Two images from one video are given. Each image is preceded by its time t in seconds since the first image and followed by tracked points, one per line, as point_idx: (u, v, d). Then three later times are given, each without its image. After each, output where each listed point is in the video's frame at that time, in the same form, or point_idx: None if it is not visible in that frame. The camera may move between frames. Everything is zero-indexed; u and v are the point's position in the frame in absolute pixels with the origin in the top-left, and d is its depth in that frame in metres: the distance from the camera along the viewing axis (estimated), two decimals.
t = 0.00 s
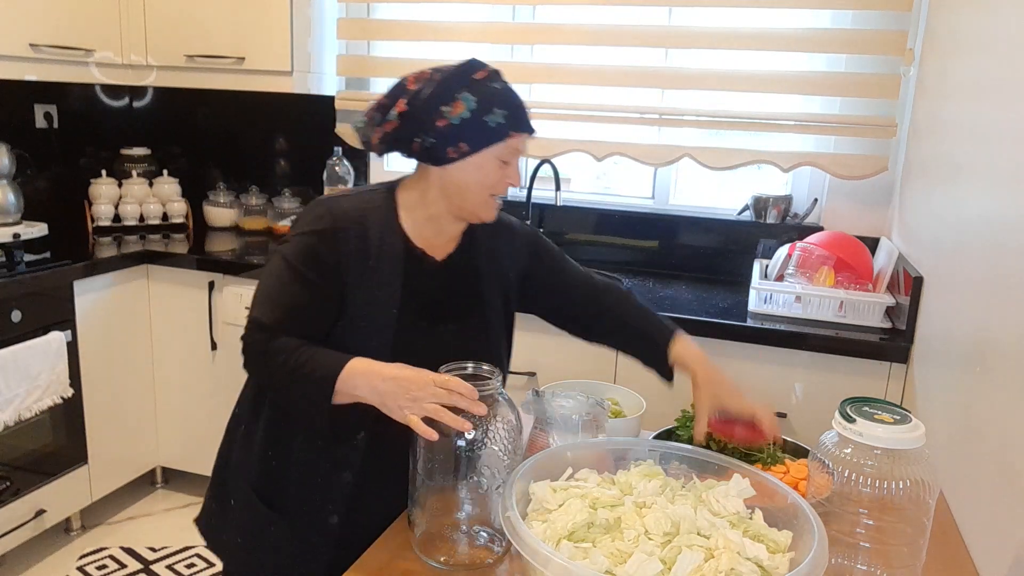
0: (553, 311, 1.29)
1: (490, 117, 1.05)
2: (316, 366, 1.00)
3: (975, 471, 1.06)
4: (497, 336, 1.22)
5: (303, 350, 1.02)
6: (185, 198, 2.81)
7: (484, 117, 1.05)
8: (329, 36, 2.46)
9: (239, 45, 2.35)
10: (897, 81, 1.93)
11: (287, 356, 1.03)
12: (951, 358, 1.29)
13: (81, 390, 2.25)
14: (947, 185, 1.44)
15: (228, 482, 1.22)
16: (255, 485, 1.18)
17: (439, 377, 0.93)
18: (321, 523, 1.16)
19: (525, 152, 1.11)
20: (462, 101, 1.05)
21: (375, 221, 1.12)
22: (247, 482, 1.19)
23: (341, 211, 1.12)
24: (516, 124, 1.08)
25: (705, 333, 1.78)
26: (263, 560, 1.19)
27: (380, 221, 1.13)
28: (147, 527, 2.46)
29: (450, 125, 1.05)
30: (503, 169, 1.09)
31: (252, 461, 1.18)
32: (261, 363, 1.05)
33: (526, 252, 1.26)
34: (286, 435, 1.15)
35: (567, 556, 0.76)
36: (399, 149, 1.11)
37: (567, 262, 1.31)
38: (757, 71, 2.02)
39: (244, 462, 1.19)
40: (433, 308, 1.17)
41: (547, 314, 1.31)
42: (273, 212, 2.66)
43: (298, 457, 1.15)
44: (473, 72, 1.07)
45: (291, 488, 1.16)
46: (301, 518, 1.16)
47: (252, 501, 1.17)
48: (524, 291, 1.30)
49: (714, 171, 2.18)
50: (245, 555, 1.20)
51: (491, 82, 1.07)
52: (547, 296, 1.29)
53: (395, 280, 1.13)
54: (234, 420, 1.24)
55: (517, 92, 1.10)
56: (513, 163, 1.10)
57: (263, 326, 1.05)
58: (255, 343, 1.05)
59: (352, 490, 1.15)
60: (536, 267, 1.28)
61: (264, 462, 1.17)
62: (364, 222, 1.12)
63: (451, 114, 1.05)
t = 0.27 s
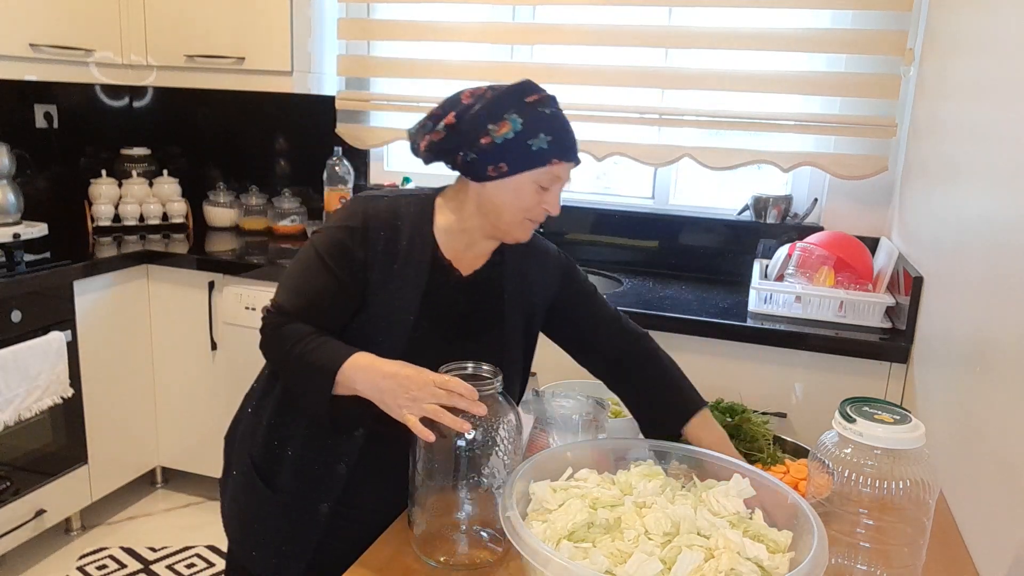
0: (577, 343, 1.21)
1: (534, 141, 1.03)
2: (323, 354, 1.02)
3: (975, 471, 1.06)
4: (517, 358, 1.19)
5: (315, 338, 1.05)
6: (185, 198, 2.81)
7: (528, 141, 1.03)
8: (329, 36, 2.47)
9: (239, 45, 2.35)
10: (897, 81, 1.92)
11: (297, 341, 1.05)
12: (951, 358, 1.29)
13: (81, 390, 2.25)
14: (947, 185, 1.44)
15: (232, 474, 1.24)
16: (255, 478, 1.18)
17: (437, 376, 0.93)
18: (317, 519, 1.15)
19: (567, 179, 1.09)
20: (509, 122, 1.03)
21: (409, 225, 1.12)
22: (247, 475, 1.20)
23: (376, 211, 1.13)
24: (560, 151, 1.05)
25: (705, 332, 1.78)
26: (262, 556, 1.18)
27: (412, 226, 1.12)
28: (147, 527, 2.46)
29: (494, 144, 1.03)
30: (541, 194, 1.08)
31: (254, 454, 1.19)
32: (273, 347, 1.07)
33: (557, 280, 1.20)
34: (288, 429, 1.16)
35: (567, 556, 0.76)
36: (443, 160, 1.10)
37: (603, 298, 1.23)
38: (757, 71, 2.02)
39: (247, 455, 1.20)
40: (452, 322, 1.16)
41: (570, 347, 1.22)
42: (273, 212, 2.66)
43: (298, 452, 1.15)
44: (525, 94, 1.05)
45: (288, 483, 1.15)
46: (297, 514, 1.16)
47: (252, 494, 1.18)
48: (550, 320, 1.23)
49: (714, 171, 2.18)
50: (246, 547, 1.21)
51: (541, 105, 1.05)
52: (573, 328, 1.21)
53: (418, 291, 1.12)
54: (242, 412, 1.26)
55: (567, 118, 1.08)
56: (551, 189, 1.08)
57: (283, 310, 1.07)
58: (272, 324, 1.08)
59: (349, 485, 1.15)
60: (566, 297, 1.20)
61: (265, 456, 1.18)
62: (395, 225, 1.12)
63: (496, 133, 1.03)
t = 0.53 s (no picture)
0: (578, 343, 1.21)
1: (545, 153, 1.05)
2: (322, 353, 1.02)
3: (975, 471, 1.06)
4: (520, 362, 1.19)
5: (315, 338, 1.05)
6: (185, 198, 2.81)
7: (539, 152, 1.05)
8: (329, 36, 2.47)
9: (239, 45, 2.35)
10: (897, 81, 1.92)
11: (297, 340, 1.05)
12: (951, 357, 1.29)
13: (81, 390, 2.25)
14: (947, 185, 1.44)
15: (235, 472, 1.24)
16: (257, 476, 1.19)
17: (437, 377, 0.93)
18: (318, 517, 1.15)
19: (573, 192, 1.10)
20: (522, 132, 1.05)
21: (410, 225, 1.13)
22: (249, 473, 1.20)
23: (378, 212, 1.13)
24: (569, 165, 1.07)
25: (705, 332, 1.78)
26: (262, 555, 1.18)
27: (415, 228, 1.13)
28: (147, 527, 2.46)
29: (505, 153, 1.05)
30: (546, 205, 1.09)
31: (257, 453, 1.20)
32: (273, 348, 1.07)
33: (558, 282, 1.20)
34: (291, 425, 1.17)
35: (567, 556, 0.76)
36: (450, 161, 1.11)
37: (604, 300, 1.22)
38: (758, 71, 2.02)
39: (249, 452, 1.21)
40: (454, 326, 1.16)
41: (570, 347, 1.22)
42: (273, 212, 2.66)
43: (300, 449, 1.15)
44: (539, 105, 1.06)
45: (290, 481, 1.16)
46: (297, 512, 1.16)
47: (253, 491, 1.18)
48: (551, 322, 1.23)
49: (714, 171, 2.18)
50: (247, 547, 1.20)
51: (554, 118, 1.06)
52: (574, 329, 1.21)
53: (419, 293, 1.12)
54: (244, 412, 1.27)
55: (577, 131, 1.10)
56: (557, 202, 1.10)
57: (284, 310, 1.08)
58: (272, 325, 1.08)
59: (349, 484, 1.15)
60: (568, 298, 1.20)
61: (268, 454, 1.18)
62: (398, 227, 1.13)
63: (508, 142, 1.05)
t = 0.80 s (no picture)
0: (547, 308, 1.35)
1: (513, 142, 0.98)
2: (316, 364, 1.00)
3: (975, 471, 1.06)
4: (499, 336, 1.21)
5: (302, 354, 1.02)
6: (185, 198, 2.81)
7: (506, 142, 0.98)
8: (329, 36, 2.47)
9: (239, 45, 2.35)
10: (897, 81, 1.93)
11: (284, 359, 1.02)
12: (951, 357, 1.29)
13: (81, 390, 2.25)
14: (947, 185, 1.44)
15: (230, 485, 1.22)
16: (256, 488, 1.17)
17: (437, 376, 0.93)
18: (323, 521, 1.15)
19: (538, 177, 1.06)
20: (489, 121, 0.97)
21: (376, 224, 1.10)
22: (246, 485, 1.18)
23: (339, 215, 1.08)
24: (537, 151, 1.01)
25: (705, 332, 1.78)
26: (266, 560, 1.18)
27: (380, 221, 1.10)
28: (147, 527, 2.46)
29: (470, 143, 0.97)
30: (511, 193, 1.04)
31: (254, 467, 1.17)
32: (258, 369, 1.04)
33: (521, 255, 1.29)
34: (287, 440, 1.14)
35: (567, 556, 0.76)
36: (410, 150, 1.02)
37: (553, 260, 1.35)
38: (758, 71, 2.02)
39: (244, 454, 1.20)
40: (436, 314, 1.14)
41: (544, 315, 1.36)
42: (273, 211, 2.67)
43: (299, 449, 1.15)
44: (505, 89, 0.98)
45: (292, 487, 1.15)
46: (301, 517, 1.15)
47: (251, 502, 1.16)
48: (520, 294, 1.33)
49: (713, 171, 2.18)
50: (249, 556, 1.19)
51: (520, 104, 0.99)
52: (542, 294, 1.34)
53: (395, 285, 1.10)
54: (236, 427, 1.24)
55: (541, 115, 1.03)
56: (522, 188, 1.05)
57: (261, 330, 1.04)
58: (252, 348, 1.04)
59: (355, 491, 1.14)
60: (529, 267, 1.31)
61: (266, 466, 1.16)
62: (364, 225, 1.09)
63: (474, 132, 0.97)
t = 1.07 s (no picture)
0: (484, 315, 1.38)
1: (429, 118, 1.08)
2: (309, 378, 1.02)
3: (975, 471, 1.06)
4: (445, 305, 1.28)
5: (289, 372, 1.04)
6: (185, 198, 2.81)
7: (423, 118, 1.08)
8: (329, 36, 2.47)
9: (239, 45, 2.35)
10: (896, 81, 1.93)
11: (271, 381, 1.04)
12: (951, 358, 1.29)
13: (81, 390, 2.25)
14: (947, 185, 1.44)
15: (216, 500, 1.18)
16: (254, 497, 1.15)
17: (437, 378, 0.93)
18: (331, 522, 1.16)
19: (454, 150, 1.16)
20: (403, 101, 1.06)
21: (315, 224, 1.11)
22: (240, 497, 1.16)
23: (273, 223, 1.07)
24: (452, 126, 1.12)
25: (705, 332, 1.78)
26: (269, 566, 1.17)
27: (318, 220, 1.12)
28: (147, 527, 2.46)
29: (390, 124, 1.06)
30: (435, 167, 1.13)
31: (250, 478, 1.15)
32: (249, 394, 1.06)
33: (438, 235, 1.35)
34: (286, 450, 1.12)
35: (567, 556, 0.76)
36: (328, 139, 1.10)
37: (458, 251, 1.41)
38: (759, 71, 2.02)
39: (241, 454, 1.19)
40: (396, 291, 1.19)
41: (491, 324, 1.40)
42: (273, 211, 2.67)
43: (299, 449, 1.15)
44: (412, 71, 1.08)
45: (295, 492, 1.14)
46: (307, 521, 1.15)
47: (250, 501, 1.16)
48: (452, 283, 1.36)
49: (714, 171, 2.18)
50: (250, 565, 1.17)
51: (427, 82, 1.09)
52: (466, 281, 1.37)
53: (348, 273, 1.14)
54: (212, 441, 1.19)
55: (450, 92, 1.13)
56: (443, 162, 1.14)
57: (241, 359, 1.05)
58: (239, 375, 1.06)
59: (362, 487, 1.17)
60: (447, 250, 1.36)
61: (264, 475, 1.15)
62: (304, 227, 1.10)
63: (392, 113, 1.06)
